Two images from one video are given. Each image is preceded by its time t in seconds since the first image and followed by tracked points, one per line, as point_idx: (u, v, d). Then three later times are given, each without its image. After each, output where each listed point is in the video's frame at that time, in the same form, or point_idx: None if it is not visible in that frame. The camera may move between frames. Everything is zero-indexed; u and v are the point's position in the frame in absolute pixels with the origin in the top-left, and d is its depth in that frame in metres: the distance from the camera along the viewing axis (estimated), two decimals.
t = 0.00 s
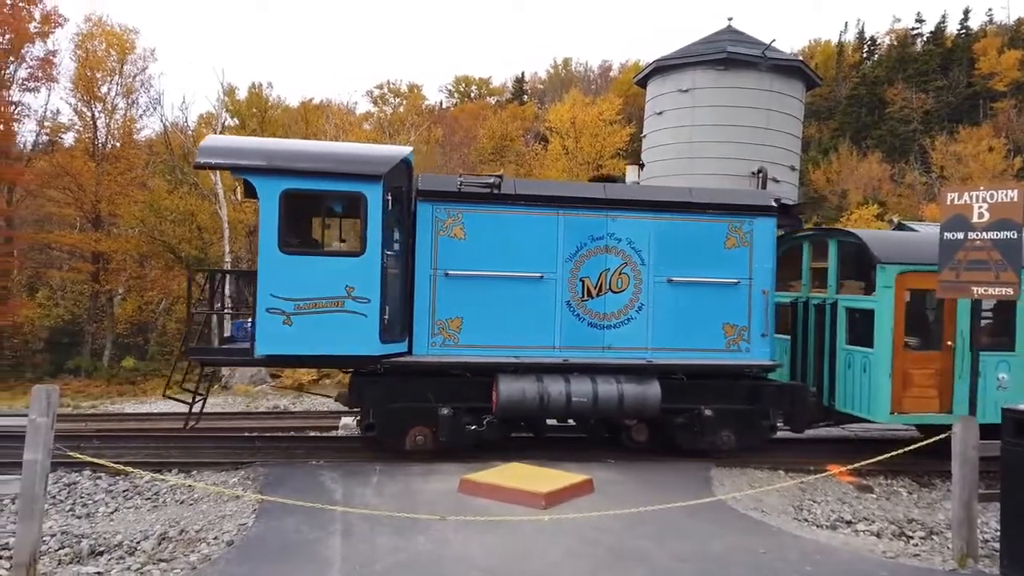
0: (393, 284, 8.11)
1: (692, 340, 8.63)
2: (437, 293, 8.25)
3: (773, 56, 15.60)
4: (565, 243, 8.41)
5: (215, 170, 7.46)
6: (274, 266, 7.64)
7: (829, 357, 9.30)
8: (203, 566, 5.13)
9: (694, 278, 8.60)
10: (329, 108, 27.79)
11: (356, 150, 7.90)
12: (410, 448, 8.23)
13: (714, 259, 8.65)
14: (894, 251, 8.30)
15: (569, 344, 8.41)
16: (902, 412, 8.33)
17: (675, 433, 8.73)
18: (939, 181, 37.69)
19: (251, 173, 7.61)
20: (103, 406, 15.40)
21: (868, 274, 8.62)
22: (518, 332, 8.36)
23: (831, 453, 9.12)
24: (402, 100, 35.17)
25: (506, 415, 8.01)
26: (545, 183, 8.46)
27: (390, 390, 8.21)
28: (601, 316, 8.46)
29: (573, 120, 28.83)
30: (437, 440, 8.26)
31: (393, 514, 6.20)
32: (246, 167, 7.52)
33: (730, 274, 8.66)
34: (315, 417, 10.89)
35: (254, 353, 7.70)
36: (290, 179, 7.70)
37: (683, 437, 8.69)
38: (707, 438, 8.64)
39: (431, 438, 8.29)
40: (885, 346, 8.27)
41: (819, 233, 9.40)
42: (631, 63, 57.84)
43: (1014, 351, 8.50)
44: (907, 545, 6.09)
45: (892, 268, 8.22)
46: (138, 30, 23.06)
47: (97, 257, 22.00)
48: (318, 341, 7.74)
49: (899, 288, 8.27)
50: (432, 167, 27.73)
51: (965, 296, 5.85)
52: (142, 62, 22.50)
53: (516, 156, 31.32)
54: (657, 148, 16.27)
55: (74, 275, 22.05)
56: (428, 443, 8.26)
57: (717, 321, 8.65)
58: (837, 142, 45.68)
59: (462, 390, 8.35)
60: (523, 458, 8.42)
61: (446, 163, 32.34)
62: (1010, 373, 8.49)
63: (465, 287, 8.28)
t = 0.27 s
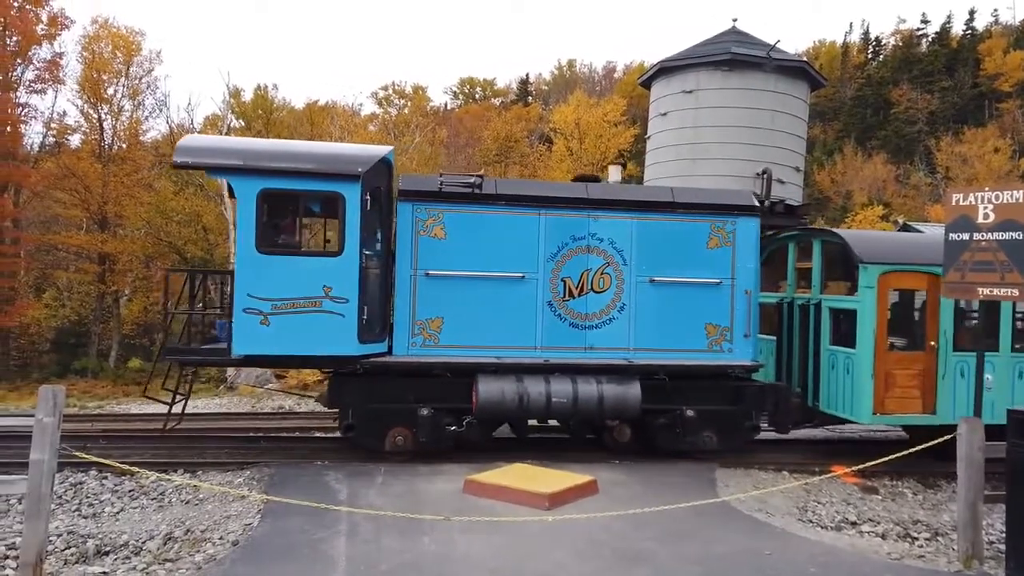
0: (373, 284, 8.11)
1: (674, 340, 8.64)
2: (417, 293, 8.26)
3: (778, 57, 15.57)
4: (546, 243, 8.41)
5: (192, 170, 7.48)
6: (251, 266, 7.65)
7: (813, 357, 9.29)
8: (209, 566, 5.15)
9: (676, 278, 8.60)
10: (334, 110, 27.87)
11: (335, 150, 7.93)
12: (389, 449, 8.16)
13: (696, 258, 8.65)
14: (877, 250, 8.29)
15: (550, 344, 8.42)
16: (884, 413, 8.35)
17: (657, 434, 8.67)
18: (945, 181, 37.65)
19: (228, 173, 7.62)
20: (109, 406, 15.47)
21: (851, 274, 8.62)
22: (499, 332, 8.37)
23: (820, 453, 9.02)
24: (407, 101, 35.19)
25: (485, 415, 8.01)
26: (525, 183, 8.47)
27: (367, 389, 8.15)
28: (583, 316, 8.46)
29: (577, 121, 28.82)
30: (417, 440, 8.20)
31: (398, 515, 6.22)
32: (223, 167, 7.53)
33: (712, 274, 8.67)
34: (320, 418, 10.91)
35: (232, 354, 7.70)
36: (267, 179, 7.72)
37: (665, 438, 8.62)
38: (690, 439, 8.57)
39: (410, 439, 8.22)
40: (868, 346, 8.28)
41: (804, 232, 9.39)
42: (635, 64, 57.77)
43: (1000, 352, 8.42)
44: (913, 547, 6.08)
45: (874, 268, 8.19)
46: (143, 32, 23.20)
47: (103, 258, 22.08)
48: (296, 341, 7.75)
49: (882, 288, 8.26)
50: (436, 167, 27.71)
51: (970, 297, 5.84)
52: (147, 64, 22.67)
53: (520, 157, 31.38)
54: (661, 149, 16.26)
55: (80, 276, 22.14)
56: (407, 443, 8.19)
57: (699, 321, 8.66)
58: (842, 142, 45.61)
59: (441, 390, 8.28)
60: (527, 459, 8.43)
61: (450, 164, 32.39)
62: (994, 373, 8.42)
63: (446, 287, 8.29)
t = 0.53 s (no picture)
0: (349, 285, 8.06)
1: (653, 341, 8.63)
2: (394, 294, 8.24)
3: (780, 59, 15.56)
4: (524, 243, 8.41)
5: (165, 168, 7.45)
6: (225, 266, 7.60)
7: (794, 358, 9.27)
8: (210, 567, 5.16)
9: (655, 279, 8.60)
10: (335, 111, 27.92)
11: (311, 150, 7.89)
12: (365, 450, 8.11)
13: (676, 259, 8.65)
14: (858, 251, 8.29)
15: (528, 345, 8.42)
16: (863, 414, 8.33)
17: (635, 435, 8.67)
18: (947, 183, 37.65)
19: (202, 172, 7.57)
20: (111, 407, 15.47)
21: (831, 275, 8.61)
22: (477, 332, 8.36)
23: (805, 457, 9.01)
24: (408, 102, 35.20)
25: (461, 417, 8.04)
26: (503, 183, 8.47)
27: (343, 390, 8.12)
28: (561, 317, 8.46)
29: (578, 122, 28.80)
30: (393, 441, 8.16)
31: (399, 516, 6.21)
32: (196, 166, 7.49)
33: (692, 275, 8.66)
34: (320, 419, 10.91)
35: (205, 354, 7.64)
36: (241, 178, 7.67)
37: (643, 439, 8.63)
38: (668, 440, 8.57)
39: (386, 440, 8.18)
40: (847, 347, 8.26)
41: (785, 233, 9.38)
42: (637, 65, 57.74)
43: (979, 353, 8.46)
44: (914, 549, 6.07)
45: (853, 269, 8.23)
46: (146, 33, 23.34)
47: (105, 259, 22.09)
48: (270, 342, 7.69)
49: (860, 289, 8.26)
50: (437, 167, 27.67)
51: (972, 298, 5.83)
52: (150, 66, 22.69)
53: (521, 158, 31.39)
54: (663, 151, 16.25)
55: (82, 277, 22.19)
56: (383, 444, 8.15)
57: (678, 322, 8.66)
58: (843, 144, 45.60)
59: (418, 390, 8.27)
60: (528, 461, 8.43)
61: (452, 165, 32.42)
62: (972, 374, 8.46)
63: (423, 287, 8.28)
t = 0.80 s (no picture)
0: (324, 285, 8.02)
1: (631, 342, 8.63)
2: (369, 295, 8.24)
3: (780, 61, 15.58)
4: (501, 244, 8.41)
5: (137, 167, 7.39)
6: (196, 266, 7.55)
7: (773, 359, 9.26)
8: (210, 568, 5.16)
9: (632, 280, 8.61)
10: (336, 112, 27.92)
11: (286, 149, 7.85)
12: (339, 451, 8.14)
13: (654, 260, 8.65)
14: (837, 251, 8.26)
15: (505, 346, 8.42)
16: (841, 416, 8.30)
17: (612, 436, 8.70)
18: (947, 186, 37.65)
19: (173, 171, 7.51)
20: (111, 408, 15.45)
21: (808, 276, 8.58)
22: (454, 334, 8.35)
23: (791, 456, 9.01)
24: (409, 104, 35.19)
25: (435, 418, 8.05)
26: (480, 183, 8.48)
27: (317, 390, 8.10)
28: (538, 318, 8.46)
29: (579, 124, 28.76)
30: (367, 443, 8.18)
31: (399, 517, 6.21)
32: (168, 165, 7.44)
33: (669, 276, 8.67)
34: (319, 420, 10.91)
35: (176, 355, 7.57)
36: (214, 178, 7.62)
37: (620, 441, 8.66)
38: (645, 442, 8.60)
39: (361, 441, 8.19)
40: (824, 349, 8.24)
41: (764, 233, 9.38)
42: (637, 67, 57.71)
43: (955, 354, 8.47)
44: (914, 551, 6.07)
45: (830, 270, 8.19)
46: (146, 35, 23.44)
47: (106, 260, 22.07)
48: (242, 342, 7.64)
49: (837, 290, 8.25)
50: (438, 169, 27.64)
51: (972, 300, 5.83)
52: (150, 66, 22.70)
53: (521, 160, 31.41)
54: (663, 152, 16.27)
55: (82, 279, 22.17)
56: (358, 446, 8.16)
57: (655, 323, 8.66)
58: (844, 147, 45.63)
59: (394, 391, 8.26)
60: (527, 462, 8.43)
61: (452, 166, 32.42)
62: (950, 375, 8.46)
63: (398, 288, 8.27)
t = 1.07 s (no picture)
0: (295, 285, 8.00)
1: (605, 343, 8.64)
2: (343, 295, 8.26)
3: (778, 62, 15.59)
4: (476, 243, 8.42)
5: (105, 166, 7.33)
6: (165, 265, 7.51)
7: (749, 360, 9.26)
8: (207, 569, 5.16)
9: (606, 280, 8.62)
10: (334, 113, 27.94)
11: (257, 148, 7.82)
12: (311, 452, 8.13)
13: (630, 261, 8.65)
14: (811, 251, 8.29)
15: (479, 346, 8.42)
16: (815, 416, 8.31)
17: (586, 437, 8.66)
18: (944, 187, 37.72)
19: (142, 170, 7.46)
20: (108, 409, 15.40)
21: (783, 276, 8.58)
22: (428, 334, 8.36)
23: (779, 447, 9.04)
24: (407, 105, 35.19)
25: (407, 418, 8.02)
26: (455, 183, 8.49)
27: (289, 391, 8.09)
28: (513, 318, 8.47)
29: (577, 125, 28.74)
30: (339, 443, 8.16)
31: (397, 518, 6.22)
32: (136, 164, 7.39)
33: (645, 276, 8.67)
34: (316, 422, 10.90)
35: (144, 355, 7.54)
36: (183, 176, 7.57)
37: (595, 442, 8.63)
38: (620, 443, 8.58)
39: (333, 442, 8.18)
40: (797, 349, 8.25)
41: (741, 234, 9.40)
42: (636, 69, 57.75)
43: (931, 355, 8.44)
44: (911, 552, 6.08)
45: (804, 270, 8.21)
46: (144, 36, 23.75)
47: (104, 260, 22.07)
48: (210, 342, 7.60)
49: (811, 290, 8.26)
50: (435, 170, 27.64)
51: (969, 302, 5.84)
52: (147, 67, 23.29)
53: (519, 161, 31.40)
54: (661, 153, 16.29)
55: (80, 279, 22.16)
56: (330, 447, 8.15)
57: (631, 323, 8.67)
58: (841, 148, 45.72)
59: (366, 392, 8.25)
60: (525, 463, 8.43)
61: (450, 167, 32.42)
62: (926, 376, 8.43)
63: (372, 288, 8.29)
